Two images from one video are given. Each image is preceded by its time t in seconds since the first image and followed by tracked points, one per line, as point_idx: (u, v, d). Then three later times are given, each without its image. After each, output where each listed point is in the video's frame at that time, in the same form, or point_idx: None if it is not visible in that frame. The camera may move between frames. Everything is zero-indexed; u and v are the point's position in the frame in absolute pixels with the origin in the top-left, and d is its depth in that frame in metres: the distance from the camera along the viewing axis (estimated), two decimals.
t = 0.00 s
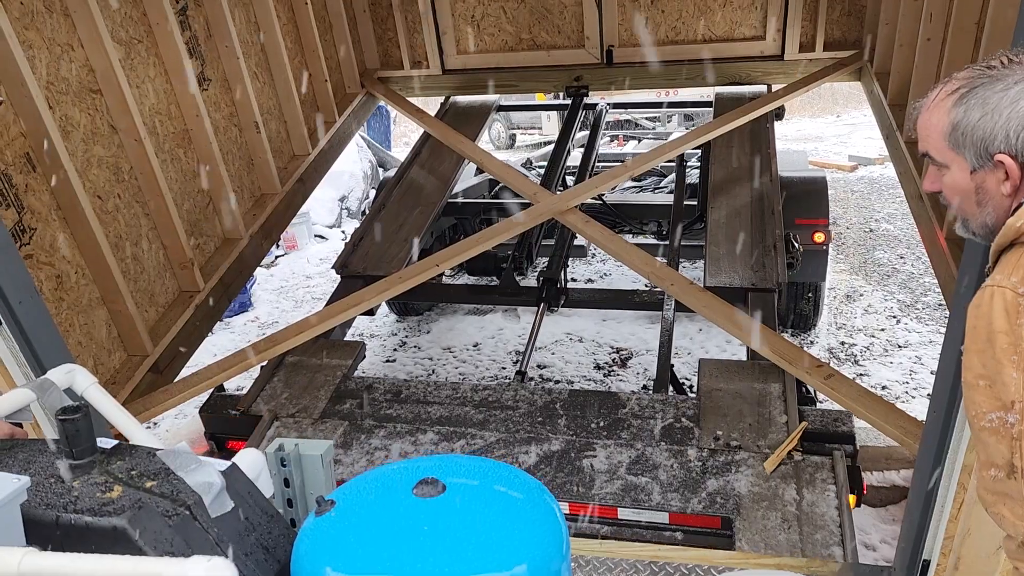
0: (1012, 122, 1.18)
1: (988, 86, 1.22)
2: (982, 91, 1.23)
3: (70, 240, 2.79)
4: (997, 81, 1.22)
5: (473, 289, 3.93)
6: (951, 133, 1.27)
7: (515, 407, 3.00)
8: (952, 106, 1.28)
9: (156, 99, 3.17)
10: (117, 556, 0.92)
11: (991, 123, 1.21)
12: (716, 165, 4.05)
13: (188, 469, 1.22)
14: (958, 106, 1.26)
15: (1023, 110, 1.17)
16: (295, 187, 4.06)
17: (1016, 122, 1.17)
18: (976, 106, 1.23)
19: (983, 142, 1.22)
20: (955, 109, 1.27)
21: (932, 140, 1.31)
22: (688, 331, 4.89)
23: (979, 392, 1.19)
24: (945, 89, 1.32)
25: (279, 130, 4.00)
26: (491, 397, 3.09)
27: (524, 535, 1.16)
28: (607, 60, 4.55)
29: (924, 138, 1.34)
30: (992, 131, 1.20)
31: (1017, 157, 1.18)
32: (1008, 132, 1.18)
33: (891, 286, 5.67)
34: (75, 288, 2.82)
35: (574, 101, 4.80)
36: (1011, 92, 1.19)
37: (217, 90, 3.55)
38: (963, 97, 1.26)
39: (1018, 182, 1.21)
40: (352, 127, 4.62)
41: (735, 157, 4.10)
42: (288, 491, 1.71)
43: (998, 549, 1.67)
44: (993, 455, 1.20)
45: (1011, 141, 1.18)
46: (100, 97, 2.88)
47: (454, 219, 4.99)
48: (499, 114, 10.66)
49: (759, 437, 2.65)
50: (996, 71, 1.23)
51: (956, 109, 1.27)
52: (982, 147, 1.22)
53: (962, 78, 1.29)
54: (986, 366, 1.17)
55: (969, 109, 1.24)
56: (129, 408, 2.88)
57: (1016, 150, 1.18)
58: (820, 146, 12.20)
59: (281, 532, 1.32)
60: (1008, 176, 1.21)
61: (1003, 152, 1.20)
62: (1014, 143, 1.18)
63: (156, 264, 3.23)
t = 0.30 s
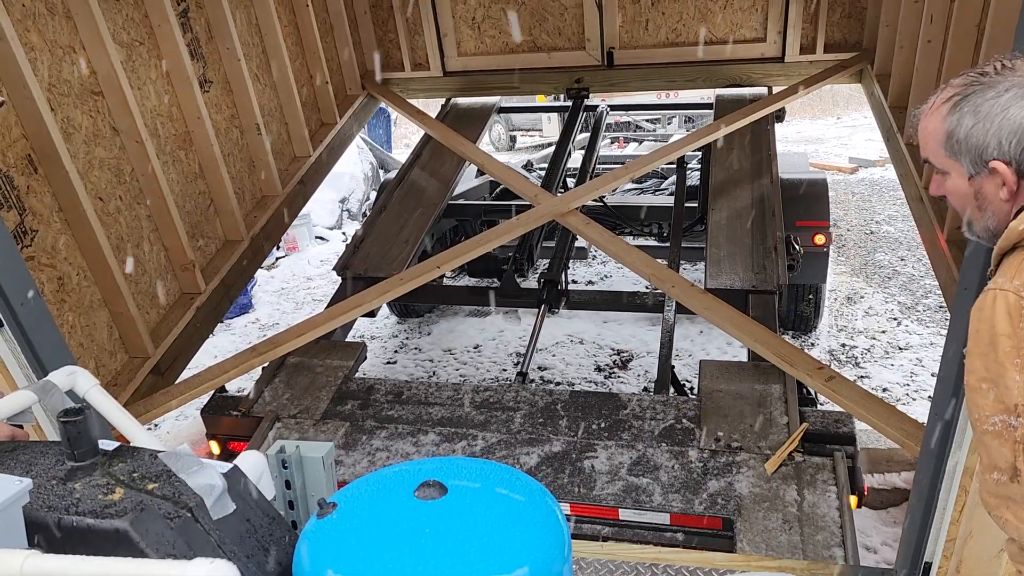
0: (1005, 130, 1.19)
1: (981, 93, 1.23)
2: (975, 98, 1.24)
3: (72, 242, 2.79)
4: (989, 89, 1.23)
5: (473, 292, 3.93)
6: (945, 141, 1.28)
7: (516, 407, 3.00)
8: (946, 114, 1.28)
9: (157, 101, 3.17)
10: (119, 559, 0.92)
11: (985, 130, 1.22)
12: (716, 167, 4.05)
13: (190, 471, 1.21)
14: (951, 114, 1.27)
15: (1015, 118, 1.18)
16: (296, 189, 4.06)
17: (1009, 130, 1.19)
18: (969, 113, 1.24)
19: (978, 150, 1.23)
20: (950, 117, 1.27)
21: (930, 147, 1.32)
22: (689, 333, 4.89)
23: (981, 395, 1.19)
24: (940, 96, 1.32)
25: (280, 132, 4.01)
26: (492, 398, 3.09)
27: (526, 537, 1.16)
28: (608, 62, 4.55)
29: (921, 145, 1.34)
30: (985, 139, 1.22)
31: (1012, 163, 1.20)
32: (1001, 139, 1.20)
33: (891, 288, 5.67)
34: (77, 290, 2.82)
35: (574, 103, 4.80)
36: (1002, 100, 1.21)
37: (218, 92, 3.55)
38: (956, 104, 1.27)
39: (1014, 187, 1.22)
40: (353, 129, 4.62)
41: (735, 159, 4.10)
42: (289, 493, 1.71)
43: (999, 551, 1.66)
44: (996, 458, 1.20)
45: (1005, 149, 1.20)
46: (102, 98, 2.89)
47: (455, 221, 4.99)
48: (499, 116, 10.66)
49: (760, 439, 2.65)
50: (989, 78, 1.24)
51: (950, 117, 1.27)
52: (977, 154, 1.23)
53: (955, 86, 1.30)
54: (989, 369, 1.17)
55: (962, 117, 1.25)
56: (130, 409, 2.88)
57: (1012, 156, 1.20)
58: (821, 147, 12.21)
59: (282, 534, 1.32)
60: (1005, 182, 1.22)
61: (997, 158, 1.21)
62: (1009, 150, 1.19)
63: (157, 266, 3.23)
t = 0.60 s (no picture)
0: (981, 144, 1.18)
1: (957, 106, 1.22)
2: (951, 113, 1.23)
3: (67, 237, 2.78)
4: (964, 101, 1.22)
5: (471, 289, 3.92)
6: (934, 153, 1.28)
7: (514, 405, 3.00)
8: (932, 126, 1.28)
9: (153, 96, 3.15)
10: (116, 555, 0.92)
11: (964, 144, 1.21)
12: (714, 164, 4.05)
13: (187, 467, 1.22)
14: (935, 127, 1.26)
15: (990, 131, 1.17)
16: (293, 186, 4.05)
17: (986, 143, 1.18)
18: (948, 128, 1.23)
19: (962, 161, 1.22)
20: (934, 129, 1.27)
21: (924, 158, 1.31)
22: (686, 331, 4.89)
23: (984, 393, 1.18)
24: (928, 107, 1.31)
25: (277, 128, 3.99)
26: (490, 395, 3.08)
27: (525, 534, 1.16)
28: (606, 58, 4.55)
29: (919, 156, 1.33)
30: (965, 153, 1.21)
31: (994, 175, 1.18)
32: (980, 152, 1.19)
33: (888, 287, 5.68)
34: (73, 286, 2.81)
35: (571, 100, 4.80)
36: (976, 113, 1.19)
37: (214, 87, 3.54)
38: (938, 117, 1.26)
39: (1003, 194, 1.20)
40: (350, 125, 4.61)
41: (733, 157, 4.10)
42: (287, 489, 1.71)
43: (998, 548, 1.66)
44: (999, 456, 1.19)
45: (985, 161, 1.18)
46: (97, 93, 2.87)
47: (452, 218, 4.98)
48: (496, 112, 10.64)
49: (757, 436, 2.65)
50: (964, 90, 1.23)
51: (934, 131, 1.26)
52: (963, 165, 1.22)
53: (938, 97, 1.28)
54: (992, 366, 1.17)
55: (943, 130, 1.24)
56: (126, 406, 2.87)
57: (992, 167, 1.18)
58: (818, 145, 12.22)
59: (280, 532, 1.32)
60: (993, 191, 1.21)
61: (979, 170, 1.20)
62: (988, 161, 1.18)
63: (154, 262, 3.22)
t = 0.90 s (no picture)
0: (971, 144, 1.18)
1: (948, 107, 1.22)
2: (943, 113, 1.23)
3: (61, 229, 2.77)
4: (956, 101, 1.22)
5: (465, 282, 3.92)
6: (927, 152, 1.28)
7: (510, 393, 3.00)
8: (925, 126, 1.28)
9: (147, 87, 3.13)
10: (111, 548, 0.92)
11: (955, 145, 1.21)
12: (708, 158, 4.05)
13: (183, 460, 1.22)
14: (928, 127, 1.26)
15: (979, 132, 1.17)
16: (287, 177, 4.04)
17: (975, 144, 1.18)
18: (940, 127, 1.23)
19: (954, 161, 1.22)
20: (927, 129, 1.26)
21: (919, 154, 1.31)
22: (680, 324, 4.91)
23: (978, 386, 1.19)
24: (922, 106, 1.31)
25: (271, 120, 3.97)
26: (486, 384, 3.09)
27: (522, 526, 1.16)
28: (602, 51, 4.54)
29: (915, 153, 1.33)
30: (957, 152, 1.21)
31: (984, 175, 1.19)
32: (970, 152, 1.19)
33: (881, 280, 5.70)
34: (66, 278, 2.80)
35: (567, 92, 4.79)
36: (967, 114, 1.19)
37: (208, 79, 3.51)
38: (931, 117, 1.26)
39: (995, 194, 1.20)
40: (345, 117, 4.58)
41: (728, 150, 4.10)
42: (282, 482, 1.72)
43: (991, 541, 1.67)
44: (991, 450, 1.19)
45: (976, 162, 1.19)
46: (90, 84, 2.85)
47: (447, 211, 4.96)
48: (491, 105, 10.62)
49: (751, 425, 2.67)
50: (956, 90, 1.22)
51: (928, 128, 1.26)
52: (955, 165, 1.23)
53: (933, 95, 1.28)
54: (986, 360, 1.17)
55: (936, 130, 1.24)
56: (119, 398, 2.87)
57: (983, 168, 1.19)
58: (812, 139, 12.24)
59: (276, 524, 1.32)
60: (985, 190, 1.21)
61: (970, 170, 1.20)
62: (979, 163, 1.18)
63: (147, 254, 3.21)
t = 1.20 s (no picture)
0: (963, 125, 1.18)
1: (941, 90, 1.22)
2: (935, 95, 1.23)
3: (48, 215, 2.74)
4: (948, 83, 1.21)
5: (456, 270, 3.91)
6: (918, 135, 1.27)
7: (502, 379, 3.01)
8: (916, 109, 1.27)
9: (135, 72, 3.10)
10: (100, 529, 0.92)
11: (946, 127, 1.21)
12: (700, 146, 4.04)
13: (172, 444, 1.22)
14: (919, 110, 1.26)
15: (971, 113, 1.17)
16: (278, 164, 4.01)
17: (967, 126, 1.18)
18: (932, 109, 1.23)
19: (945, 143, 1.22)
20: (918, 112, 1.26)
21: (909, 138, 1.30)
22: (672, 312, 4.92)
23: (966, 369, 1.19)
24: (914, 90, 1.30)
25: (261, 106, 3.93)
26: (478, 369, 3.09)
27: (512, 508, 1.17)
28: (594, 39, 4.52)
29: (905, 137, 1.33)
30: (948, 134, 1.20)
31: (975, 157, 1.19)
32: (962, 134, 1.19)
33: (872, 268, 5.73)
34: (54, 264, 2.78)
35: (559, 80, 4.77)
36: (959, 95, 1.19)
37: (197, 64, 3.48)
38: (923, 100, 1.25)
39: (986, 176, 1.20)
40: (336, 104, 4.54)
41: (720, 138, 4.09)
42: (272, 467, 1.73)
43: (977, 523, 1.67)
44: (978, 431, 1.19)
45: (967, 143, 1.19)
46: (78, 68, 2.82)
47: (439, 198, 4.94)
48: (484, 93, 10.58)
49: (741, 409, 2.68)
50: (948, 72, 1.22)
51: (919, 111, 1.26)
52: (946, 148, 1.23)
53: (924, 79, 1.28)
54: (974, 343, 1.17)
55: (927, 113, 1.24)
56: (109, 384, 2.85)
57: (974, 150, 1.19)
58: (804, 129, 12.26)
59: (266, 507, 1.33)
60: (975, 173, 1.21)
61: (961, 152, 1.20)
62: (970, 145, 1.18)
63: (136, 240, 3.18)
